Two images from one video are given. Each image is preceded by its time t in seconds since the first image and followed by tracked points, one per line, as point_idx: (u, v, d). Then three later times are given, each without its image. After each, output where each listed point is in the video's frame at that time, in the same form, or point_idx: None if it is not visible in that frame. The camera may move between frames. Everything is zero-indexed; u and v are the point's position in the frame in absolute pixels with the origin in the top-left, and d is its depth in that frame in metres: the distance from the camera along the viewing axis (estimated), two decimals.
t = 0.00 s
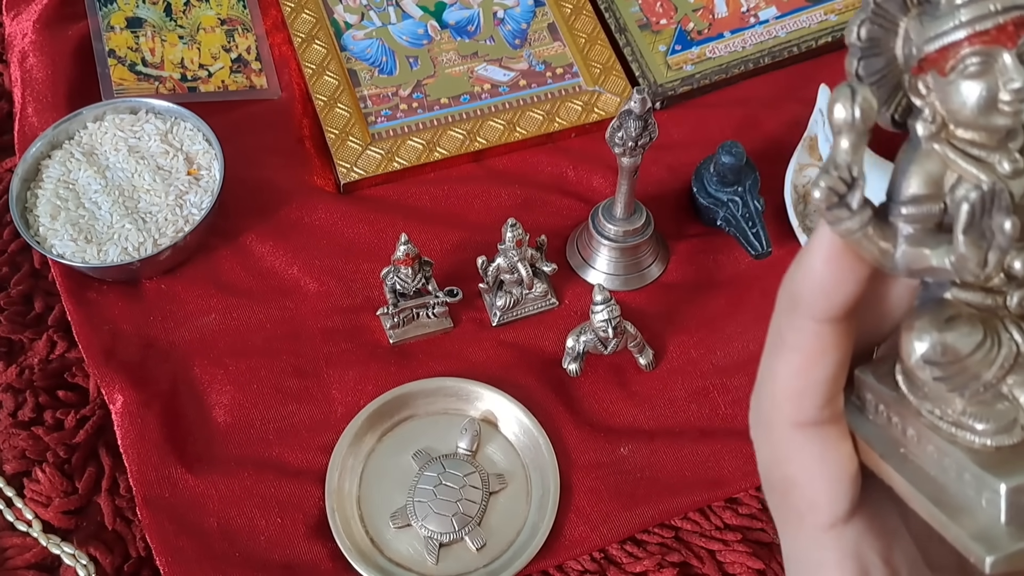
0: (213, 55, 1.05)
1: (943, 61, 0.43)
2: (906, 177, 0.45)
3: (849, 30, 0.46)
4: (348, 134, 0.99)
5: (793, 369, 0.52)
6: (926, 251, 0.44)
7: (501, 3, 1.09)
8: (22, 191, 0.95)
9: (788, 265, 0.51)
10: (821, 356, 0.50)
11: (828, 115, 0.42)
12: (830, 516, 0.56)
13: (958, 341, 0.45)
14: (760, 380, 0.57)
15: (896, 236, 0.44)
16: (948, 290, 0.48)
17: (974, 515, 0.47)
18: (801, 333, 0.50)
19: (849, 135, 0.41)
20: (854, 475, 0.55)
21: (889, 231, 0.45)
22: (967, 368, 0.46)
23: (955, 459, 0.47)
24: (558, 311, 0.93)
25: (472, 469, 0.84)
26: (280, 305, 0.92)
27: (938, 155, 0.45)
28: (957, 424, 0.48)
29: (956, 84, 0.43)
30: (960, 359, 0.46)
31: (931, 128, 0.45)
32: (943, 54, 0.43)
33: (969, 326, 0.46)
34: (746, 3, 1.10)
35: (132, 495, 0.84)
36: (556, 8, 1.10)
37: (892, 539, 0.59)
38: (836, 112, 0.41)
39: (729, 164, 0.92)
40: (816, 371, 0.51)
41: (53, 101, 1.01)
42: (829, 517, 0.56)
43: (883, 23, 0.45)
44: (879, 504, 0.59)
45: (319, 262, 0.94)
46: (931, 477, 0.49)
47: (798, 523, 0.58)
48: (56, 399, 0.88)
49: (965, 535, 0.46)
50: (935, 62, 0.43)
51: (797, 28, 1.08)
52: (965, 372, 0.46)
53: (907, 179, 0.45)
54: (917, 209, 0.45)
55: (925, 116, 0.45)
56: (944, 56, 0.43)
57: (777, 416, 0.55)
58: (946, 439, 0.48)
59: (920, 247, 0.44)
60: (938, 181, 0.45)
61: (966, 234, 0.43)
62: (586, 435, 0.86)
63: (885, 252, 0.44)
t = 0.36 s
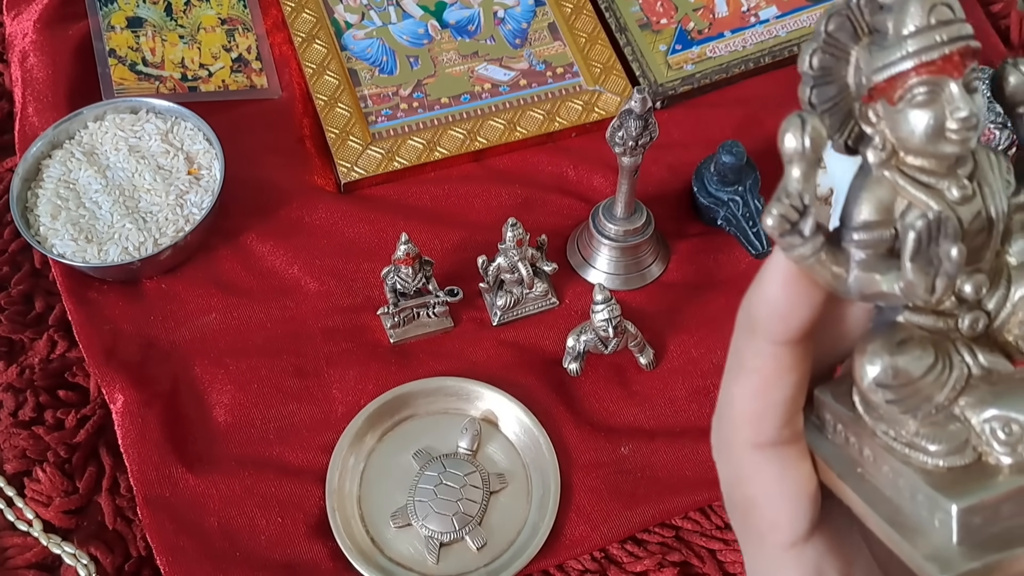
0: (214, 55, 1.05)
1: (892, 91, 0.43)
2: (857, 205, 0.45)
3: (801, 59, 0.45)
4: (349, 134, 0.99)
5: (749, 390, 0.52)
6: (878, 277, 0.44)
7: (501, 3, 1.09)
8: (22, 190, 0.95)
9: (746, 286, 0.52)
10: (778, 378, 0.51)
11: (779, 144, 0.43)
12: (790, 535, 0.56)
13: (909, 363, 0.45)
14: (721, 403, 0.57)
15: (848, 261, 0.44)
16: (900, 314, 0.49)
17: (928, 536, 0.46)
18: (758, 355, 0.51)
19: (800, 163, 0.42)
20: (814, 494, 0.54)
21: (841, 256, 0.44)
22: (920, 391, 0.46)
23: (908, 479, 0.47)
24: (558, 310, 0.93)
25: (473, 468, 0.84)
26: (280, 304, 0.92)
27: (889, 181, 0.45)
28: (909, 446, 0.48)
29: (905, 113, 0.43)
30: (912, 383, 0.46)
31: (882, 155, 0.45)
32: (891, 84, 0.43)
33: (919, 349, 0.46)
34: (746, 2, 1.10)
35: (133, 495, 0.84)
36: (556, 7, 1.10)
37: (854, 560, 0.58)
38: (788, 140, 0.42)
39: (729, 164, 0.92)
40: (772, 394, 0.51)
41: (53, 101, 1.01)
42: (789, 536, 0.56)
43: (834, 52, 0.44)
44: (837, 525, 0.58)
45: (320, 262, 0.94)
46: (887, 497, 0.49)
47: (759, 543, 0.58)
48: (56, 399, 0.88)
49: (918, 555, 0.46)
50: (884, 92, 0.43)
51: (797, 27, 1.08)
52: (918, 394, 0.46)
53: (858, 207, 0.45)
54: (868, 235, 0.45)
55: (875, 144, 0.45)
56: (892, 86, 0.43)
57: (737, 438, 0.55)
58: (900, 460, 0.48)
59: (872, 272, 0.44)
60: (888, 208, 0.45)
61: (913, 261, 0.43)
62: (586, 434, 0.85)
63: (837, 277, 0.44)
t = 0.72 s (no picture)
0: (214, 55, 1.05)
1: (923, 102, 0.43)
2: (885, 215, 0.45)
3: (832, 68, 0.45)
4: (349, 134, 0.99)
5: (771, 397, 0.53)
6: (904, 286, 0.44)
7: (501, 3, 1.09)
8: (23, 191, 0.95)
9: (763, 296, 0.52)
10: (801, 385, 0.51)
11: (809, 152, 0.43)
12: (810, 539, 0.56)
13: (934, 372, 0.45)
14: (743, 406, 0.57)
15: (875, 270, 0.44)
16: (924, 323, 0.48)
17: (947, 543, 0.47)
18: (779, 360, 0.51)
19: (831, 172, 0.42)
20: (834, 500, 0.55)
21: (868, 264, 0.44)
22: (942, 400, 0.46)
23: (929, 488, 0.47)
24: (558, 311, 0.93)
25: (473, 469, 0.84)
26: (280, 305, 0.92)
27: (917, 192, 0.45)
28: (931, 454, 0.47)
29: (935, 125, 0.43)
30: (935, 391, 0.46)
31: (911, 165, 0.45)
32: (922, 96, 0.42)
33: (943, 357, 0.46)
34: (746, 2, 1.10)
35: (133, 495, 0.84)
36: (556, 8, 1.10)
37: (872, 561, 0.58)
38: (818, 150, 0.43)
39: (730, 164, 0.92)
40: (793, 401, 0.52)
41: (54, 101, 1.01)
42: (809, 540, 0.56)
43: (865, 62, 0.44)
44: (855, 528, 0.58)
45: (320, 262, 0.94)
46: (906, 505, 0.49)
47: (779, 546, 0.58)
48: (56, 399, 0.88)
49: (938, 563, 0.47)
50: (915, 103, 0.43)
51: (797, 27, 1.08)
52: (941, 402, 0.46)
53: (885, 217, 0.45)
54: (895, 245, 0.45)
55: (904, 154, 0.45)
56: (923, 98, 0.42)
57: (759, 443, 0.55)
58: (921, 468, 0.48)
59: (899, 281, 0.44)
60: (915, 219, 0.45)
61: (941, 272, 0.43)
62: (586, 435, 0.85)
63: (863, 285, 0.44)
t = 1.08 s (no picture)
0: (214, 56, 1.05)
1: (591, 231, 0.48)
2: (596, 349, 0.50)
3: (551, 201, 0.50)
4: (349, 135, 0.99)
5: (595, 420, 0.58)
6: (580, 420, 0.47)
7: (502, 4, 1.09)
8: (23, 192, 0.95)
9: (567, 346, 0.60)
10: (584, 512, 0.58)
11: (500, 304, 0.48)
12: None
13: (632, 515, 0.47)
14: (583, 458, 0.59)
15: (568, 399, 0.47)
16: (659, 451, 0.51)
17: None
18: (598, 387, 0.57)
19: (515, 318, 0.47)
20: None
21: (567, 399, 0.47)
22: (657, 533, 0.48)
23: None
24: (559, 311, 0.93)
25: (473, 469, 0.84)
26: (281, 306, 0.92)
27: (617, 322, 0.49)
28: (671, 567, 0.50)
29: (603, 259, 0.48)
30: (639, 528, 0.47)
31: (609, 300, 0.50)
32: (588, 225, 0.48)
33: (649, 492, 0.48)
34: (746, 3, 1.10)
35: (134, 496, 0.84)
36: (556, 8, 1.10)
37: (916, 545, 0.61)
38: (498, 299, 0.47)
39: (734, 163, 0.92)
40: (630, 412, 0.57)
41: (55, 102, 1.01)
42: None
43: (565, 190, 0.49)
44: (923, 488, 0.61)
45: (321, 263, 0.94)
46: None
47: None
48: (57, 400, 0.88)
49: None
50: (585, 234, 0.48)
51: (797, 28, 1.08)
52: (654, 536, 0.48)
53: (596, 350, 0.50)
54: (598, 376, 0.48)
55: (602, 288, 0.51)
56: (587, 231, 0.48)
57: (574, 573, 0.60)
58: None
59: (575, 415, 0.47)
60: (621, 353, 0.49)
61: (584, 419, 0.47)
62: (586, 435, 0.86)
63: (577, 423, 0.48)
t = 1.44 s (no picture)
0: (208, 51, 1.04)
1: (638, 105, 0.48)
2: (601, 227, 0.52)
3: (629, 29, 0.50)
4: (346, 131, 0.97)
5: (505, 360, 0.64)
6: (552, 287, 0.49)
7: None
8: (14, 190, 0.94)
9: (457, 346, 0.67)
10: (511, 443, 0.66)
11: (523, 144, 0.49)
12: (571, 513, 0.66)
13: (583, 393, 0.49)
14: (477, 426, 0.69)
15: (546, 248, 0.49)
16: (626, 344, 0.52)
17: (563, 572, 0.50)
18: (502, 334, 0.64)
19: (535, 170, 0.48)
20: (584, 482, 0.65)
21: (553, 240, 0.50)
22: (597, 420, 0.50)
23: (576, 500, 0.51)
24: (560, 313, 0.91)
25: (473, 473, 0.82)
26: (276, 306, 0.90)
27: (625, 213, 0.51)
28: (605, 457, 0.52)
29: (642, 142, 0.48)
30: (583, 409, 0.50)
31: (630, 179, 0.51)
32: (634, 101, 0.49)
33: (608, 379, 0.50)
34: None
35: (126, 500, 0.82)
36: (556, 3, 1.08)
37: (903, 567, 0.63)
38: (524, 139, 0.48)
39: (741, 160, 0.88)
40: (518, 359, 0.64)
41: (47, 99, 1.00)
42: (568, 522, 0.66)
43: (631, 49, 0.50)
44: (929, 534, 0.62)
45: (318, 262, 0.93)
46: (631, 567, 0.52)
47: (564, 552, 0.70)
48: (48, 403, 0.86)
49: None
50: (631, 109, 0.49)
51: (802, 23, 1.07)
52: (603, 415, 0.50)
53: (602, 229, 0.52)
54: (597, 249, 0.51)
55: (629, 166, 0.51)
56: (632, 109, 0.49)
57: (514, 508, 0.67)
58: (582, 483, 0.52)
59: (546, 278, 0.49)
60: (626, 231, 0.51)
61: (558, 289, 0.49)
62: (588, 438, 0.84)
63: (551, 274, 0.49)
